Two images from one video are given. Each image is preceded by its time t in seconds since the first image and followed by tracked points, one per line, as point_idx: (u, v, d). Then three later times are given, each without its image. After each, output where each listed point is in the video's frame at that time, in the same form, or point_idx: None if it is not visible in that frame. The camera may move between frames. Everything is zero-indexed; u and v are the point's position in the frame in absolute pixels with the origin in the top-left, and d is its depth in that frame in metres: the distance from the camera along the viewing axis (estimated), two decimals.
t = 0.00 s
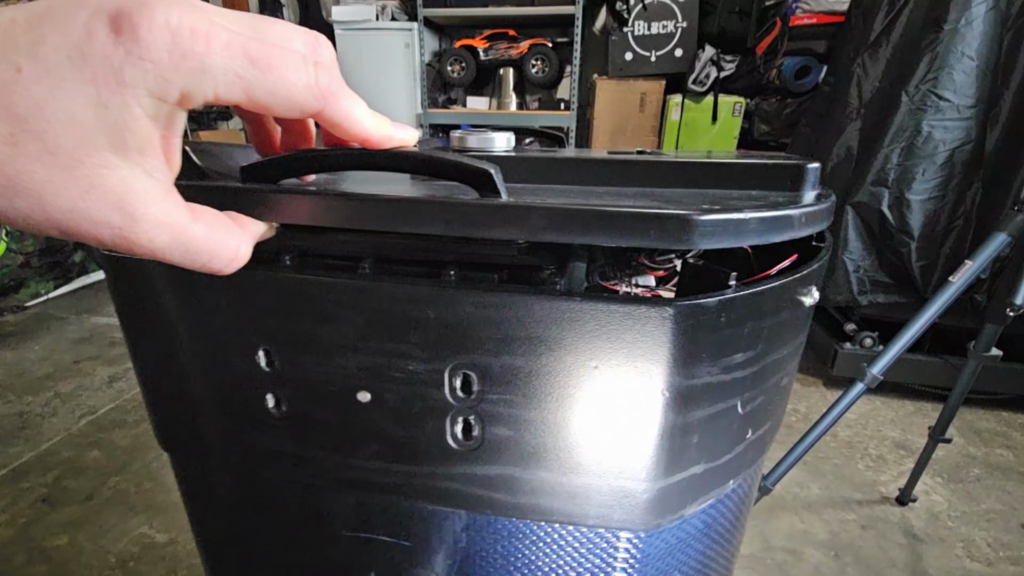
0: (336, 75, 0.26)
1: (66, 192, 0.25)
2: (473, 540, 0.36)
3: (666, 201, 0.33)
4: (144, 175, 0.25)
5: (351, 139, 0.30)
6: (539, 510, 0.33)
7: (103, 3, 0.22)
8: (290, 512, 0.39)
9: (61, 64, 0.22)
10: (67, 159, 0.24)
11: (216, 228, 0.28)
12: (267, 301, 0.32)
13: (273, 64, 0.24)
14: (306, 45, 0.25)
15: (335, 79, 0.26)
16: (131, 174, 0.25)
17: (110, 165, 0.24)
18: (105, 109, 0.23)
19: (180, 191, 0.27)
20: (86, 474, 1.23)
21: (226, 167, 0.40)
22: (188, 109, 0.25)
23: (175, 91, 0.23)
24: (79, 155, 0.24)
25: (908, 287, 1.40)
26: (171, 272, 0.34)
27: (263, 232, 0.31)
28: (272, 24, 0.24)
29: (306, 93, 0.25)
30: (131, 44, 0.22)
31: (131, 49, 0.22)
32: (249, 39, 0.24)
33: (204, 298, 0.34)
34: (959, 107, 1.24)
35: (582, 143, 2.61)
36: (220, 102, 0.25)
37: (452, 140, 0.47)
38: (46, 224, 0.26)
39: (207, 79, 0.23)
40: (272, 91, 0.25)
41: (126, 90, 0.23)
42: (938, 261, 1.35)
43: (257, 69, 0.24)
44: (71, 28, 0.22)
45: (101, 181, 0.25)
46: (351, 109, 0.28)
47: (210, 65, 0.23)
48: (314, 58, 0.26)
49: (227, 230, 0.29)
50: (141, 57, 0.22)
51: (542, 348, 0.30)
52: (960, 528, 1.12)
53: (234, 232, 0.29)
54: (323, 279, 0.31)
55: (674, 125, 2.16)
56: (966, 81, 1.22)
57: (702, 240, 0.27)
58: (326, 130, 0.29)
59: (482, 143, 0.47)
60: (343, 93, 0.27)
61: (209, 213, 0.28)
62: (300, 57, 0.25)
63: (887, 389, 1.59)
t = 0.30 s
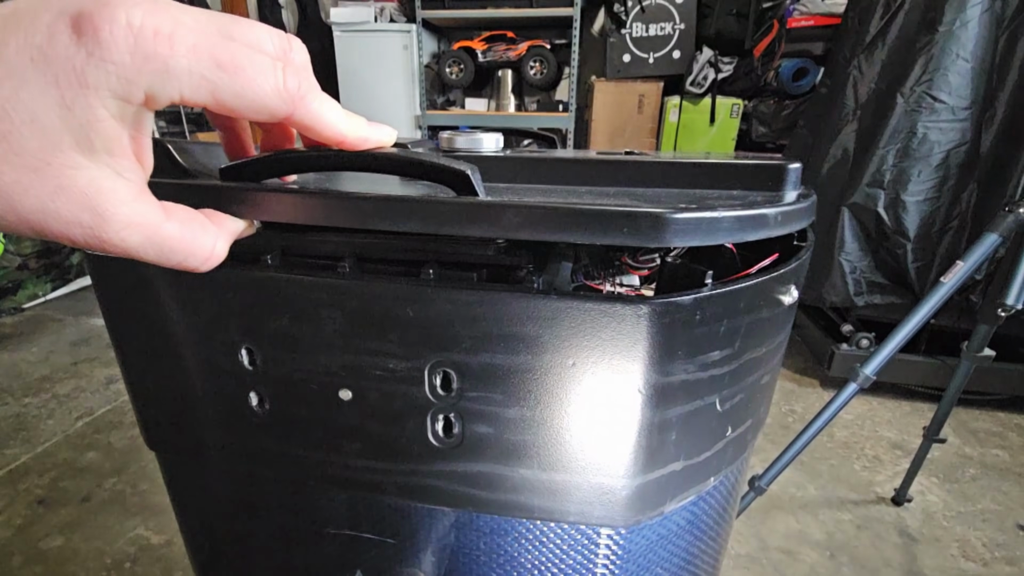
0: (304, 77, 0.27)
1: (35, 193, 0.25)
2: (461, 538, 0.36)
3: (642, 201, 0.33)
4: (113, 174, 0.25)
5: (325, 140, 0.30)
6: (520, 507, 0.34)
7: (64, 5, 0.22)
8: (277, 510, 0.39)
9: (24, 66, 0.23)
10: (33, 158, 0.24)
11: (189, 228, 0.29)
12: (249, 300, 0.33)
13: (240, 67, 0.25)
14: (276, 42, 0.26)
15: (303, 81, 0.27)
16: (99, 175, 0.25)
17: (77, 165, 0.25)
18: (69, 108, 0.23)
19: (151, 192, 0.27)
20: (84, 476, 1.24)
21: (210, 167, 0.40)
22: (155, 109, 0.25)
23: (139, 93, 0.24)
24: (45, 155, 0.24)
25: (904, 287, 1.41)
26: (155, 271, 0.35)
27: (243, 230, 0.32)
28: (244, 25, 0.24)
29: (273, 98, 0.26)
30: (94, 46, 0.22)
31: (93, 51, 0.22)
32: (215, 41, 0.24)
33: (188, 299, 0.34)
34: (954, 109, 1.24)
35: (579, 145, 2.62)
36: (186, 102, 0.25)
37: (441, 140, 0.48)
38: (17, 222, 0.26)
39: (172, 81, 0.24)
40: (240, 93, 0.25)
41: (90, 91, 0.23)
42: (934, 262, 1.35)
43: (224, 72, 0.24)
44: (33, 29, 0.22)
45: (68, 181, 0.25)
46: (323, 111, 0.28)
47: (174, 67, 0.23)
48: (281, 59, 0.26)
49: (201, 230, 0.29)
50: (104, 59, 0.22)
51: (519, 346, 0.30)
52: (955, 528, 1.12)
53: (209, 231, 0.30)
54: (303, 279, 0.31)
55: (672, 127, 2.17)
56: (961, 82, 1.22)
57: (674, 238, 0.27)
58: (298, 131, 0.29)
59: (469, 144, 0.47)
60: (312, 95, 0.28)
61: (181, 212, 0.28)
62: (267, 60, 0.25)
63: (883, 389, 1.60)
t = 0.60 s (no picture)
0: (294, 74, 0.27)
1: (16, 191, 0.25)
2: (458, 538, 0.36)
3: (638, 199, 0.33)
4: (97, 173, 0.25)
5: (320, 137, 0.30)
6: (515, 508, 0.34)
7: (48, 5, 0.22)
8: (272, 512, 0.39)
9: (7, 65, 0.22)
10: (15, 157, 0.24)
11: (174, 227, 0.28)
12: (242, 300, 0.32)
13: (227, 65, 0.24)
14: (265, 37, 0.26)
15: (294, 79, 0.26)
16: (82, 174, 0.25)
17: (61, 164, 0.24)
18: (52, 108, 0.23)
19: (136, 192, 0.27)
20: (81, 477, 1.23)
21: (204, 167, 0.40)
22: (141, 110, 0.25)
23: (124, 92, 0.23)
24: (26, 153, 0.24)
25: (903, 287, 1.41)
26: (147, 271, 0.34)
27: (233, 228, 0.32)
28: (230, 20, 0.24)
29: (262, 95, 0.26)
30: (76, 44, 0.22)
31: (74, 49, 0.22)
32: (201, 39, 0.24)
33: (181, 299, 0.34)
34: (952, 109, 1.24)
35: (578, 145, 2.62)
36: (173, 101, 0.25)
37: (437, 139, 0.47)
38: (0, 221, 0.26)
39: (157, 81, 0.24)
40: (227, 92, 0.25)
41: (73, 90, 0.23)
42: (932, 261, 1.35)
43: (210, 70, 0.24)
44: (16, 27, 0.22)
45: (50, 180, 0.25)
46: (316, 110, 0.28)
47: (160, 66, 0.23)
48: (270, 58, 0.26)
49: (186, 229, 0.29)
50: (86, 57, 0.22)
51: (514, 344, 0.30)
52: (954, 528, 1.12)
53: (195, 230, 0.29)
54: (297, 278, 0.31)
55: (671, 128, 2.15)
56: (958, 83, 1.23)
57: (669, 235, 0.27)
58: (293, 130, 0.29)
59: (466, 143, 0.47)
60: (304, 93, 0.27)
61: (167, 213, 0.28)
62: (256, 58, 0.25)
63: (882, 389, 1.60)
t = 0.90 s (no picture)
0: (281, 69, 0.26)
1: None
2: (457, 542, 0.35)
3: (638, 201, 0.32)
4: (80, 183, 0.25)
5: (313, 131, 0.29)
6: (515, 510, 0.33)
7: (26, 16, 0.22)
8: (266, 514, 0.38)
9: None
10: None
11: (162, 235, 0.28)
12: (235, 300, 0.32)
13: (210, 65, 0.24)
14: (250, 32, 0.26)
15: (280, 74, 0.26)
16: (66, 184, 0.25)
17: (44, 175, 0.24)
18: (32, 118, 0.23)
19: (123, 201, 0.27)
20: (78, 480, 1.22)
21: (197, 169, 0.39)
22: (126, 117, 0.25)
23: (105, 100, 0.23)
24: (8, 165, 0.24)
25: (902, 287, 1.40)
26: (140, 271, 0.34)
27: (226, 233, 0.31)
28: (213, 17, 0.25)
29: (248, 92, 0.25)
30: (54, 54, 0.22)
31: (53, 60, 0.22)
32: (181, 40, 0.23)
33: (173, 299, 0.33)
34: (950, 110, 1.24)
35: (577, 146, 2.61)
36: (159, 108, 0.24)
37: (435, 139, 0.46)
38: None
39: (140, 87, 0.23)
40: (213, 93, 0.24)
41: (52, 97, 0.23)
42: (931, 261, 1.34)
43: (194, 71, 0.24)
44: None
45: (34, 192, 0.24)
46: (307, 105, 0.27)
47: (141, 72, 0.23)
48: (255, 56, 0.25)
49: (176, 239, 0.28)
50: (65, 67, 0.22)
51: (514, 344, 0.29)
52: (953, 528, 1.12)
53: (185, 240, 0.29)
54: (292, 278, 0.30)
55: (671, 128, 2.14)
56: (957, 83, 1.22)
57: (669, 241, 0.27)
58: (288, 128, 0.28)
59: (465, 143, 0.46)
60: (293, 87, 0.26)
61: (154, 220, 0.28)
62: (240, 56, 0.25)
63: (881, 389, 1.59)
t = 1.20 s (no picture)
0: (292, 77, 0.25)
1: None
2: (459, 549, 0.35)
3: (643, 209, 0.32)
4: (82, 195, 0.24)
5: (322, 138, 0.28)
6: (518, 518, 0.32)
7: (31, 23, 0.22)
8: (261, 521, 0.38)
9: None
10: None
11: (163, 246, 0.27)
12: (233, 305, 0.31)
13: (219, 73, 0.23)
14: (259, 42, 0.27)
15: (291, 82, 0.25)
16: (68, 196, 0.24)
17: (46, 186, 0.24)
18: (35, 128, 0.22)
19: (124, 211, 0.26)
20: (74, 483, 1.21)
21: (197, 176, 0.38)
22: (131, 127, 0.24)
23: (110, 110, 0.23)
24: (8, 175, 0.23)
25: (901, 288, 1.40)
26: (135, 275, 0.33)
27: (227, 244, 0.30)
28: (219, 24, 0.25)
29: (258, 101, 0.24)
30: (59, 64, 0.21)
31: (58, 69, 0.21)
32: (189, 49, 0.23)
33: (169, 304, 0.33)
34: (948, 111, 1.24)
35: (575, 146, 2.60)
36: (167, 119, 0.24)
37: (436, 139, 0.46)
38: None
39: (147, 98, 0.23)
40: (222, 103, 0.23)
41: (56, 109, 0.22)
42: (929, 262, 1.34)
43: (202, 81, 0.23)
44: None
45: (35, 202, 0.24)
46: (317, 114, 0.26)
47: (149, 82, 0.22)
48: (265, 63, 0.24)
49: (177, 249, 0.28)
50: (70, 78, 0.22)
51: (518, 350, 0.29)
52: (953, 528, 1.12)
53: (186, 250, 0.28)
54: (293, 283, 0.30)
55: (669, 128, 2.14)
56: (955, 84, 1.22)
57: (677, 252, 0.26)
58: (296, 135, 0.27)
59: (465, 143, 0.46)
60: (304, 96, 0.25)
61: (155, 231, 0.27)
62: (249, 63, 0.24)
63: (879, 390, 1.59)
